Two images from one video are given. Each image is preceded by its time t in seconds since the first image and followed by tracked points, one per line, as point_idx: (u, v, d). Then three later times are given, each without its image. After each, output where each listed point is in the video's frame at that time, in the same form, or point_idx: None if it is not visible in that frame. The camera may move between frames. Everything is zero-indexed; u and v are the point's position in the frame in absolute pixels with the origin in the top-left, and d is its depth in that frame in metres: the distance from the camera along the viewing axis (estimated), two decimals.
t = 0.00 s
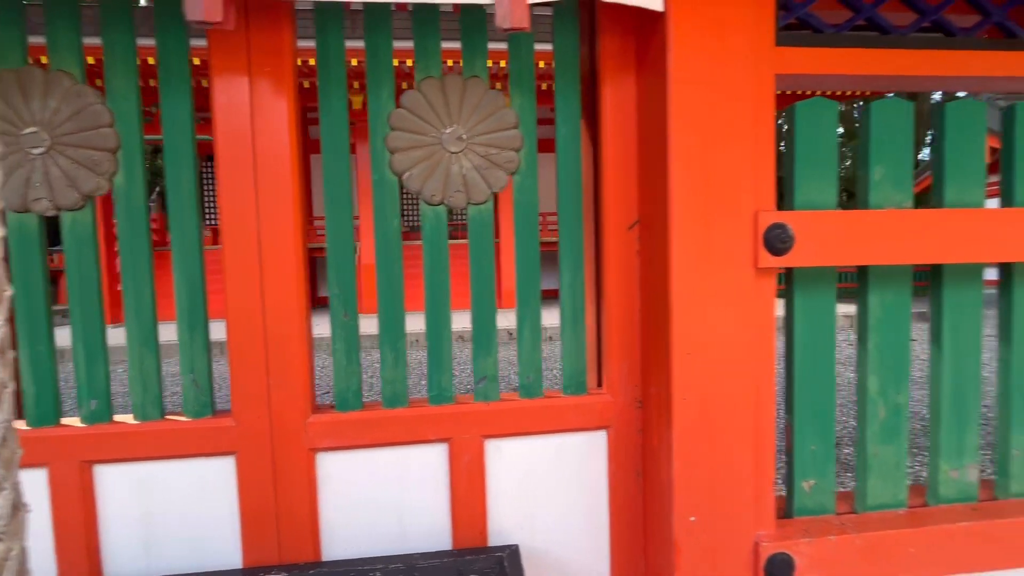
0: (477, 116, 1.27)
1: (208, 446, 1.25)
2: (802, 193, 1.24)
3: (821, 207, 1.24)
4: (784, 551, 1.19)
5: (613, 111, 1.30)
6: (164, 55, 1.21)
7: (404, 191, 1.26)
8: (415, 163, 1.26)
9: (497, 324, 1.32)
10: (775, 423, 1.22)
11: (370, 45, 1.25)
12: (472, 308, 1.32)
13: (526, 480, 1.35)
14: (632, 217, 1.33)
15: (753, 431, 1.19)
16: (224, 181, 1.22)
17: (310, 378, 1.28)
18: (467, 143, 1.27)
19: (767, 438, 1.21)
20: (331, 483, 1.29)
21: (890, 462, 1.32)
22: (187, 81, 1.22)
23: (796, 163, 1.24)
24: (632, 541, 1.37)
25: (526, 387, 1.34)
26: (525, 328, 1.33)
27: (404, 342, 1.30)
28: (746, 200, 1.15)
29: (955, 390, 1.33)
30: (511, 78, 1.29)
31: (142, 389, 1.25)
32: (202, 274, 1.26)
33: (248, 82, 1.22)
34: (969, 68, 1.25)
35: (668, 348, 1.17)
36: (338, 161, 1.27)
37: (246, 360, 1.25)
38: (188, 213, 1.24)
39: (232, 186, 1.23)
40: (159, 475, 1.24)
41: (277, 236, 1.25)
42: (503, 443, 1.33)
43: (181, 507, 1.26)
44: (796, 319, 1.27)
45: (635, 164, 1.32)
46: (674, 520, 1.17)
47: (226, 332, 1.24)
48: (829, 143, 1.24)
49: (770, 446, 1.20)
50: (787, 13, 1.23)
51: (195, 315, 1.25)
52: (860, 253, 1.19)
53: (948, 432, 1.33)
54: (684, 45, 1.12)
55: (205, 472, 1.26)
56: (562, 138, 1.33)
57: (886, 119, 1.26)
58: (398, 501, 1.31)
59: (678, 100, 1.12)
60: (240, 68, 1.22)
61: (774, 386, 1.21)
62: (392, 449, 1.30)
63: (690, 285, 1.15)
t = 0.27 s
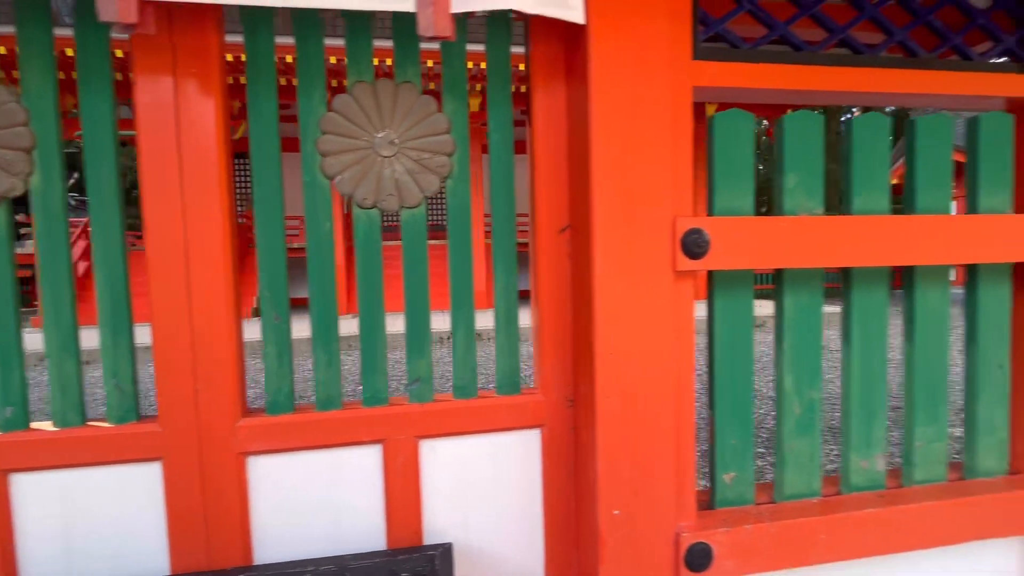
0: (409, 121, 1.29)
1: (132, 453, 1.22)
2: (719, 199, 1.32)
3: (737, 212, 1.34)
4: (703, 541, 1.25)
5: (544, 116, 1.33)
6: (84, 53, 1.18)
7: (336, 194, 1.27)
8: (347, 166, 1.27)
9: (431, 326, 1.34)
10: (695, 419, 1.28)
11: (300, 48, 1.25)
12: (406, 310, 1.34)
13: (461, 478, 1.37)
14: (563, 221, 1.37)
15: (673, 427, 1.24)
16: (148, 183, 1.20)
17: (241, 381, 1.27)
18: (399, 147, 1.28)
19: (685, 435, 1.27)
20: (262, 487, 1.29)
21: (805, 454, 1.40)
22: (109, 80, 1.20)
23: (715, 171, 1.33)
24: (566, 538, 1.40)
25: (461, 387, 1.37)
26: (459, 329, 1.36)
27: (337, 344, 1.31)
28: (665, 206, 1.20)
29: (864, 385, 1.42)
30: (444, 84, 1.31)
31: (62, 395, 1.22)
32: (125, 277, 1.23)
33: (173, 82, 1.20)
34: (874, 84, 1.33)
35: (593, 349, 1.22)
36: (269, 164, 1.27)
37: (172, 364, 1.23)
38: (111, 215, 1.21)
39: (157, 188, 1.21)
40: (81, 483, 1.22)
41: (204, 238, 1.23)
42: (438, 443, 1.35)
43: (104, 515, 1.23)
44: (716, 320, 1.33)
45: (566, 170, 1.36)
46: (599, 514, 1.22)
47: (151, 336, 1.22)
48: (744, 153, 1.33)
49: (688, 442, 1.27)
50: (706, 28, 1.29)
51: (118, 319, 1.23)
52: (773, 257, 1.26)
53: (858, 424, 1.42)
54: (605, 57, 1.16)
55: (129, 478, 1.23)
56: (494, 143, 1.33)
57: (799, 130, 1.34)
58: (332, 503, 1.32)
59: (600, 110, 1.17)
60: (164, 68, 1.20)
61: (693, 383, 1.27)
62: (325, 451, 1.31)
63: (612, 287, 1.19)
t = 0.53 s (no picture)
0: (328, 122, 1.29)
1: (31, 460, 1.18)
2: (636, 205, 1.36)
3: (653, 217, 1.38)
4: (618, 532, 1.29)
5: (467, 121, 1.36)
6: None
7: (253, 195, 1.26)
8: (264, 167, 1.26)
9: (353, 327, 1.35)
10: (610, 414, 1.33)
11: (215, 46, 1.23)
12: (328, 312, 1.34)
13: (385, 479, 1.38)
14: (487, 223, 1.39)
15: (588, 423, 1.28)
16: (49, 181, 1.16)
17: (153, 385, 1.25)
18: (318, 148, 1.28)
19: (599, 429, 1.32)
20: (177, 492, 1.26)
21: (717, 447, 1.47)
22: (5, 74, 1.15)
23: (631, 178, 1.36)
24: (490, 535, 1.42)
25: (385, 388, 1.38)
26: (382, 330, 1.36)
27: (255, 346, 1.30)
28: (578, 210, 1.24)
29: (773, 380, 1.50)
30: (366, 86, 1.32)
31: None
32: (26, 279, 1.19)
33: (76, 78, 1.17)
34: (779, 97, 1.41)
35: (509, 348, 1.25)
36: (181, 163, 1.24)
37: (77, 368, 1.20)
38: (9, 214, 1.17)
39: (59, 187, 1.17)
40: None
41: (112, 239, 1.20)
42: (361, 444, 1.36)
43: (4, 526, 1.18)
44: (633, 318, 1.39)
45: (489, 172, 1.38)
46: (516, 509, 1.25)
47: (54, 339, 1.18)
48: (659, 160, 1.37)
49: (603, 436, 1.32)
50: (622, 38, 1.34)
51: (18, 322, 1.19)
52: (684, 259, 1.31)
53: (767, 416, 1.50)
54: (519, 64, 1.19)
55: (30, 488, 1.19)
56: (417, 146, 1.36)
57: (710, 138, 1.41)
58: (251, 507, 1.31)
59: (513, 115, 1.19)
60: (65, 63, 1.16)
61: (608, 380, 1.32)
62: (244, 455, 1.29)
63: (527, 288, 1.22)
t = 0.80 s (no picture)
0: (232, 121, 1.24)
1: None
2: (553, 208, 1.38)
3: (570, 222, 1.40)
4: (532, 537, 1.30)
5: (382, 123, 1.33)
6: None
7: (149, 196, 1.20)
8: (161, 167, 1.20)
9: (262, 334, 1.30)
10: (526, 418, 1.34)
11: (106, 37, 1.17)
12: (233, 319, 1.28)
13: (297, 490, 1.33)
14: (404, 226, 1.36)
15: (502, 428, 1.28)
16: None
17: (36, 399, 1.17)
18: (221, 148, 1.23)
19: (514, 435, 1.32)
20: (63, 512, 1.18)
21: (635, 448, 1.50)
22: None
23: (549, 181, 1.38)
24: (409, 545, 1.39)
25: (296, 396, 1.33)
26: (293, 337, 1.32)
27: (153, 354, 1.24)
28: (490, 215, 1.24)
29: (690, 382, 1.54)
30: (274, 84, 1.28)
31: None
32: None
33: None
34: (692, 107, 1.46)
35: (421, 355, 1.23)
36: (68, 162, 1.17)
37: None
38: None
39: None
40: None
41: None
42: (271, 455, 1.31)
43: None
44: (551, 323, 1.39)
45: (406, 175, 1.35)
46: (428, 516, 1.24)
47: None
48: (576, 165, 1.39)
49: (518, 441, 1.32)
50: (538, 45, 1.37)
51: None
52: (598, 264, 1.33)
53: (684, 417, 1.54)
54: (427, 68, 1.18)
55: None
56: (330, 147, 1.33)
57: (626, 145, 1.43)
58: (149, 524, 1.24)
59: (422, 119, 1.18)
60: None
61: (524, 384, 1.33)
62: (140, 470, 1.23)
63: (438, 294, 1.21)
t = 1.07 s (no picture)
0: (116, 111, 1.13)
1: None
2: (474, 210, 1.32)
3: (493, 224, 1.35)
4: (451, 550, 1.25)
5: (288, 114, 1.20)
6: None
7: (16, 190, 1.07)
8: (31, 159, 1.08)
9: (155, 343, 1.20)
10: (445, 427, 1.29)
11: None
12: (119, 327, 1.17)
13: (196, 511, 1.24)
14: (316, 228, 1.25)
15: (419, 438, 1.23)
16: None
17: None
18: (102, 139, 1.13)
19: (433, 445, 1.27)
20: None
21: (563, 454, 1.47)
22: None
23: (470, 182, 1.33)
24: (323, 564, 1.32)
25: (195, 409, 1.23)
26: (191, 345, 1.23)
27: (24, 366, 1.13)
28: (404, 215, 1.18)
29: (618, 385, 1.53)
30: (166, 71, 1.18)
31: None
32: None
33: None
34: (617, 109, 1.45)
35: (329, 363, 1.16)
36: None
37: None
38: None
39: None
40: None
41: None
42: (165, 474, 1.21)
43: None
44: (473, 328, 1.35)
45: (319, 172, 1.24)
46: (338, 534, 1.17)
47: None
48: (499, 165, 1.35)
49: (437, 450, 1.27)
50: (458, 41, 1.32)
51: None
52: (519, 267, 1.31)
53: (612, 421, 1.53)
54: (332, 59, 1.11)
55: None
56: (233, 141, 1.24)
57: (551, 146, 1.41)
58: (20, 555, 1.12)
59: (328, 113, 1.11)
60: None
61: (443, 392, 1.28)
62: (8, 495, 1.10)
63: (346, 299, 1.15)
